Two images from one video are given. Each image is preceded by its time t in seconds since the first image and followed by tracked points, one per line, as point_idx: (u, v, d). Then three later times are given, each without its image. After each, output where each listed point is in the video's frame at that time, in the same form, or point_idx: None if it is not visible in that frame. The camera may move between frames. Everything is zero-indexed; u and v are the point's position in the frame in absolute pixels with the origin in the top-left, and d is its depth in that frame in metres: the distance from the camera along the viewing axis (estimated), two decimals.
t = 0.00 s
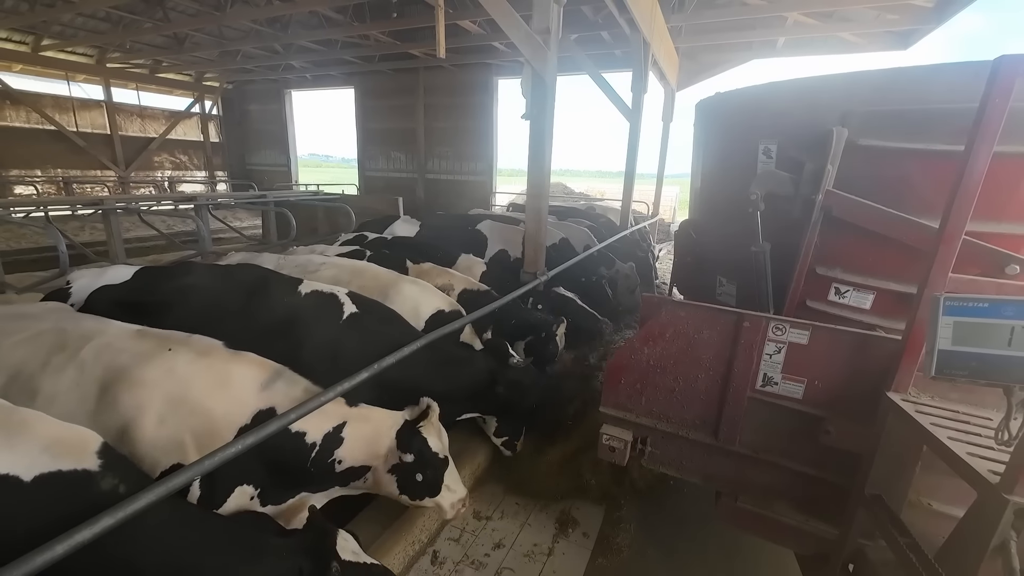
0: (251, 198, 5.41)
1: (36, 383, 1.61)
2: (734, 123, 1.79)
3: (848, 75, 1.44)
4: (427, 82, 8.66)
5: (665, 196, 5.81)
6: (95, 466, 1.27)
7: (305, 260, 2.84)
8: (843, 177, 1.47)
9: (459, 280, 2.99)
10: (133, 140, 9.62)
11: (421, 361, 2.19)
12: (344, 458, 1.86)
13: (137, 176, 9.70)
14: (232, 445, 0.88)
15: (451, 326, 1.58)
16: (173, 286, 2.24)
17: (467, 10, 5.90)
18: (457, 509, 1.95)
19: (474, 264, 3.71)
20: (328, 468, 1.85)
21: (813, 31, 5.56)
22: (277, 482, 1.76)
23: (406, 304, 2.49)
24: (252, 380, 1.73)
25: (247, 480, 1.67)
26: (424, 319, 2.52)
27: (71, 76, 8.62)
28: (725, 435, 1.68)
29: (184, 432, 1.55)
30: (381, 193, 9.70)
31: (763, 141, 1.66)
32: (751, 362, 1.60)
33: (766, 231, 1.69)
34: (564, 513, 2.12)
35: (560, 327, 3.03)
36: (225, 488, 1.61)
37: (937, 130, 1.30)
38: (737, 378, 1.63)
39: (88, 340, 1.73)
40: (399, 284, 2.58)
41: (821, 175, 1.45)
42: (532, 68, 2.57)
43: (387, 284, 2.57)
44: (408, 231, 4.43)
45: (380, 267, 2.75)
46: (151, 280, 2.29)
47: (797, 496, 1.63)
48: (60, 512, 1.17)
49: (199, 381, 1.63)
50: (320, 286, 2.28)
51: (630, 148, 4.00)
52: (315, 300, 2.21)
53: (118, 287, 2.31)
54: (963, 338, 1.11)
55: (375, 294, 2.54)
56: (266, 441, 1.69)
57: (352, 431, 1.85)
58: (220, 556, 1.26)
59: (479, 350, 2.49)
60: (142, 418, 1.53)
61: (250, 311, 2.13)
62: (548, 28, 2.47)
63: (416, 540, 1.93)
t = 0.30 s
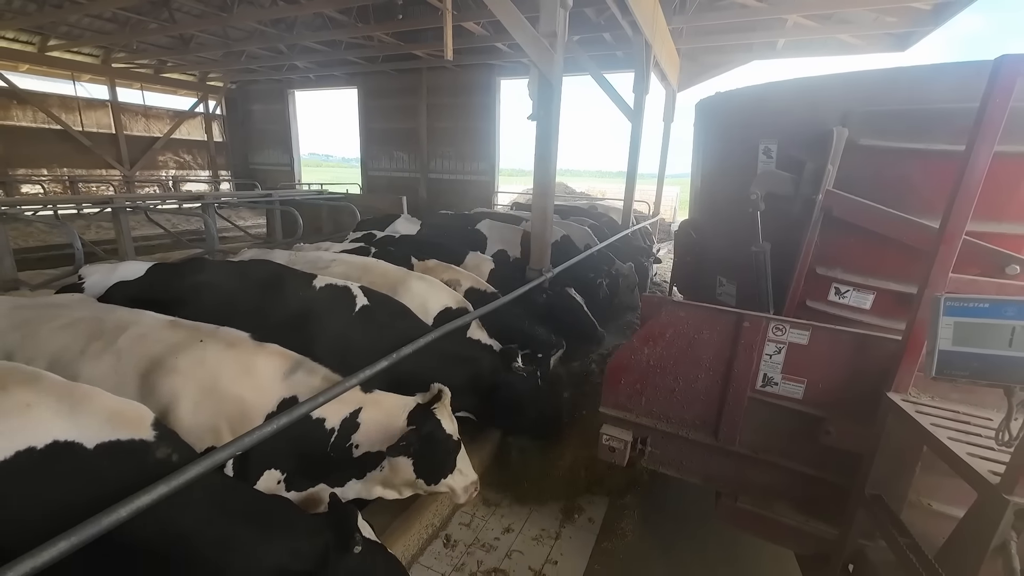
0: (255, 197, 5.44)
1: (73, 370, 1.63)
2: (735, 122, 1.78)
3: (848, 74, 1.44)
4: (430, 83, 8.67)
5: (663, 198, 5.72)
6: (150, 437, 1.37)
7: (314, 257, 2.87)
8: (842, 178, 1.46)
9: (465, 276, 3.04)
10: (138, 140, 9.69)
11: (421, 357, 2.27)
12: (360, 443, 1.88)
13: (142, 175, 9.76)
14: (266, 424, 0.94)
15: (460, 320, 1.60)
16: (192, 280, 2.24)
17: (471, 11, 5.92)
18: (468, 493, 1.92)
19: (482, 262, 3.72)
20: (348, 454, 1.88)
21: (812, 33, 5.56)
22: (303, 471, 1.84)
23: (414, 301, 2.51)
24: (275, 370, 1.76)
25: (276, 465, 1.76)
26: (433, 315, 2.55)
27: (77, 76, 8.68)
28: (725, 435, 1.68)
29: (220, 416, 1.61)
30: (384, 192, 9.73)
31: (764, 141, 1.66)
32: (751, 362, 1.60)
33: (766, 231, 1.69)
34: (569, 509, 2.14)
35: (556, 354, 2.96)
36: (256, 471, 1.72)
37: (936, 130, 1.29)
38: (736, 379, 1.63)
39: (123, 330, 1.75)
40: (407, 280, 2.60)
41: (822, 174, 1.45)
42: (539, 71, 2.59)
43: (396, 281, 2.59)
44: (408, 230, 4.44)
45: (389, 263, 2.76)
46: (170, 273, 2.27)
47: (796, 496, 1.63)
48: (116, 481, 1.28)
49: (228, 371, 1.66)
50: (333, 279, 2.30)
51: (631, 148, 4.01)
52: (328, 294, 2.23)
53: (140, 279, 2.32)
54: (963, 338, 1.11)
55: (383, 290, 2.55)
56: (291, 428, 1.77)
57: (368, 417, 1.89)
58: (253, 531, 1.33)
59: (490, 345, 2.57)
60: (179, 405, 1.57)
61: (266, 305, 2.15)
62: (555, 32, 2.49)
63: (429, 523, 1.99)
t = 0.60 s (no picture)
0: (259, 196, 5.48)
1: (114, 355, 1.64)
2: (734, 123, 1.78)
3: (847, 76, 1.44)
4: (433, 84, 8.70)
5: (663, 198, 5.74)
6: (192, 416, 1.41)
7: (327, 254, 2.88)
8: (840, 179, 1.47)
9: (469, 274, 3.07)
10: (142, 140, 9.74)
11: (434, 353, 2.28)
12: (386, 431, 1.91)
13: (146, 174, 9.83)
14: (299, 405, 1.01)
15: (469, 313, 1.62)
16: (213, 277, 2.26)
17: (474, 14, 5.96)
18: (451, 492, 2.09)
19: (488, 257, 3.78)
20: (373, 442, 1.91)
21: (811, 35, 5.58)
22: (328, 450, 1.84)
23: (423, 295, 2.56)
24: (305, 356, 1.83)
25: (304, 445, 1.76)
26: (440, 310, 2.60)
27: (82, 76, 8.74)
28: (722, 436, 1.68)
29: (255, 397, 1.69)
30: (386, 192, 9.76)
31: (762, 142, 1.66)
32: (748, 363, 1.60)
33: (765, 231, 1.69)
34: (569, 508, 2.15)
35: (560, 339, 3.12)
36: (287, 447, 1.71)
37: (935, 131, 1.30)
38: (734, 380, 1.63)
39: (162, 318, 1.77)
40: (416, 277, 2.62)
41: (820, 175, 1.45)
42: (543, 73, 2.60)
43: (405, 276, 2.62)
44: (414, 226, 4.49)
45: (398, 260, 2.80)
46: (190, 271, 2.29)
47: (793, 497, 1.63)
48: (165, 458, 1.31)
49: (262, 357, 1.73)
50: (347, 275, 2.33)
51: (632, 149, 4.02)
52: (344, 289, 2.25)
53: (162, 273, 2.32)
54: (960, 340, 1.11)
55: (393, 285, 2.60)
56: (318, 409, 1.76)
57: (397, 407, 1.93)
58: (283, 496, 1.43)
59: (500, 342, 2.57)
60: (217, 387, 1.64)
61: (284, 299, 2.19)
62: (559, 39, 2.54)
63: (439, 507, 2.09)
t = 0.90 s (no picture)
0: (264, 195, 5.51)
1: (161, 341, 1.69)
2: (734, 123, 1.78)
3: (846, 77, 1.45)
4: (437, 85, 8.72)
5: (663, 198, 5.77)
6: (240, 397, 1.44)
7: (344, 248, 2.95)
8: (838, 180, 1.47)
9: (474, 269, 3.16)
10: (147, 140, 9.81)
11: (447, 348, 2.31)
12: (406, 432, 1.93)
13: (152, 174, 9.90)
14: (326, 390, 1.09)
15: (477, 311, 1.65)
16: (235, 271, 2.34)
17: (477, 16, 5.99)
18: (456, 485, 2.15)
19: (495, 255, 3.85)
20: (392, 440, 1.93)
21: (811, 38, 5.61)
22: (354, 442, 1.90)
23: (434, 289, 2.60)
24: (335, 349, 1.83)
25: (328, 431, 1.81)
26: (450, 304, 2.61)
27: (88, 77, 8.80)
28: (721, 436, 1.69)
29: (286, 383, 1.71)
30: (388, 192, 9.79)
31: (761, 142, 1.67)
32: (748, 363, 1.60)
33: (764, 231, 1.70)
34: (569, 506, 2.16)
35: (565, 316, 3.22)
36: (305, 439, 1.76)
37: (933, 131, 1.30)
38: (733, 381, 1.63)
39: (207, 307, 1.80)
40: (427, 272, 2.68)
41: (819, 176, 1.46)
42: (548, 77, 2.62)
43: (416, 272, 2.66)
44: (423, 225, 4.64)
45: (410, 257, 2.84)
46: (215, 267, 2.37)
47: (792, 497, 1.63)
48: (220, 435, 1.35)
49: (296, 344, 1.76)
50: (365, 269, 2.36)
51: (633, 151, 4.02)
52: (362, 284, 2.29)
53: (192, 266, 2.41)
54: (958, 340, 1.12)
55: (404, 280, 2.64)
56: (340, 400, 1.79)
57: (418, 410, 1.95)
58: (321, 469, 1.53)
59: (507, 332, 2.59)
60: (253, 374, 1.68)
61: (304, 295, 2.27)
62: (565, 44, 2.56)
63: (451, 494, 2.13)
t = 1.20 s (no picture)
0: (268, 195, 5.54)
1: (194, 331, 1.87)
2: (735, 123, 1.78)
3: (847, 76, 1.44)
4: (439, 85, 8.74)
5: (664, 198, 5.78)
6: (275, 378, 1.64)
7: (357, 245, 3.07)
8: (839, 179, 1.47)
9: (481, 266, 3.22)
10: (151, 139, 9.85)
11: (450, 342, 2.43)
12: (412, 431, 1.99)
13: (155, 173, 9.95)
14: (345, 378, 1.11)
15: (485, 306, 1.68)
16: (255, 264, 2.52)
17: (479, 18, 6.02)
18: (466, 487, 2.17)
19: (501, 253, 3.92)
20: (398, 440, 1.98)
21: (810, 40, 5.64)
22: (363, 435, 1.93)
23: (442, 285, 2.68)
24: (351, 344, 1.94)
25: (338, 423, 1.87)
26: (457, 299, 2.67)
27: (93, 76, 8.84)
28: (721, 436, 1.68)
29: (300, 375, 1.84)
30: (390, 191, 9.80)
31: (761, 142, 1.67)
32: (747, 364, 1.60)
33: (764, 231, 1.70)
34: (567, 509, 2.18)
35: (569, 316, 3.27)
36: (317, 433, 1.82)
37: (934, 131, 1.30)
38: (733, 381, 1.63)
39: (234, 301, 2.00)
40: (434, 269, 2.76)
41: (819, 176, 1.46)
42: (553, 79, 2.63)
43: (425, 270, 2.76)
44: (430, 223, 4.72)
45: (419, 254, 2.92)
46: (236, 258, 2.57)
47: (792, 498, 1.63)
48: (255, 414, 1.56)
49: (312, 338, 1.89)
50: (378, 267, 2.58)
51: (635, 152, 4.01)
52: (374, 280, 2.52)
53: (212, 259, 2.59)
54: (958, 340, 1.11)
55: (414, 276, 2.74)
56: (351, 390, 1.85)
57: (425, 409, 2.01)
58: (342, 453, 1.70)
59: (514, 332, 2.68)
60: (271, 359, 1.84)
61: (323, 286, 2.49)
62: (569, 47, 2.57)
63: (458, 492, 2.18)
